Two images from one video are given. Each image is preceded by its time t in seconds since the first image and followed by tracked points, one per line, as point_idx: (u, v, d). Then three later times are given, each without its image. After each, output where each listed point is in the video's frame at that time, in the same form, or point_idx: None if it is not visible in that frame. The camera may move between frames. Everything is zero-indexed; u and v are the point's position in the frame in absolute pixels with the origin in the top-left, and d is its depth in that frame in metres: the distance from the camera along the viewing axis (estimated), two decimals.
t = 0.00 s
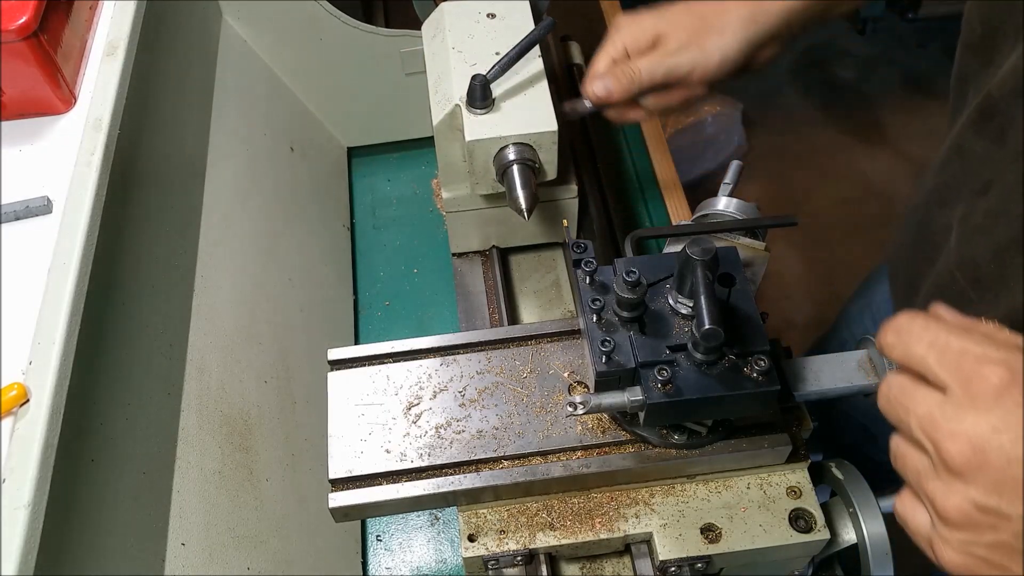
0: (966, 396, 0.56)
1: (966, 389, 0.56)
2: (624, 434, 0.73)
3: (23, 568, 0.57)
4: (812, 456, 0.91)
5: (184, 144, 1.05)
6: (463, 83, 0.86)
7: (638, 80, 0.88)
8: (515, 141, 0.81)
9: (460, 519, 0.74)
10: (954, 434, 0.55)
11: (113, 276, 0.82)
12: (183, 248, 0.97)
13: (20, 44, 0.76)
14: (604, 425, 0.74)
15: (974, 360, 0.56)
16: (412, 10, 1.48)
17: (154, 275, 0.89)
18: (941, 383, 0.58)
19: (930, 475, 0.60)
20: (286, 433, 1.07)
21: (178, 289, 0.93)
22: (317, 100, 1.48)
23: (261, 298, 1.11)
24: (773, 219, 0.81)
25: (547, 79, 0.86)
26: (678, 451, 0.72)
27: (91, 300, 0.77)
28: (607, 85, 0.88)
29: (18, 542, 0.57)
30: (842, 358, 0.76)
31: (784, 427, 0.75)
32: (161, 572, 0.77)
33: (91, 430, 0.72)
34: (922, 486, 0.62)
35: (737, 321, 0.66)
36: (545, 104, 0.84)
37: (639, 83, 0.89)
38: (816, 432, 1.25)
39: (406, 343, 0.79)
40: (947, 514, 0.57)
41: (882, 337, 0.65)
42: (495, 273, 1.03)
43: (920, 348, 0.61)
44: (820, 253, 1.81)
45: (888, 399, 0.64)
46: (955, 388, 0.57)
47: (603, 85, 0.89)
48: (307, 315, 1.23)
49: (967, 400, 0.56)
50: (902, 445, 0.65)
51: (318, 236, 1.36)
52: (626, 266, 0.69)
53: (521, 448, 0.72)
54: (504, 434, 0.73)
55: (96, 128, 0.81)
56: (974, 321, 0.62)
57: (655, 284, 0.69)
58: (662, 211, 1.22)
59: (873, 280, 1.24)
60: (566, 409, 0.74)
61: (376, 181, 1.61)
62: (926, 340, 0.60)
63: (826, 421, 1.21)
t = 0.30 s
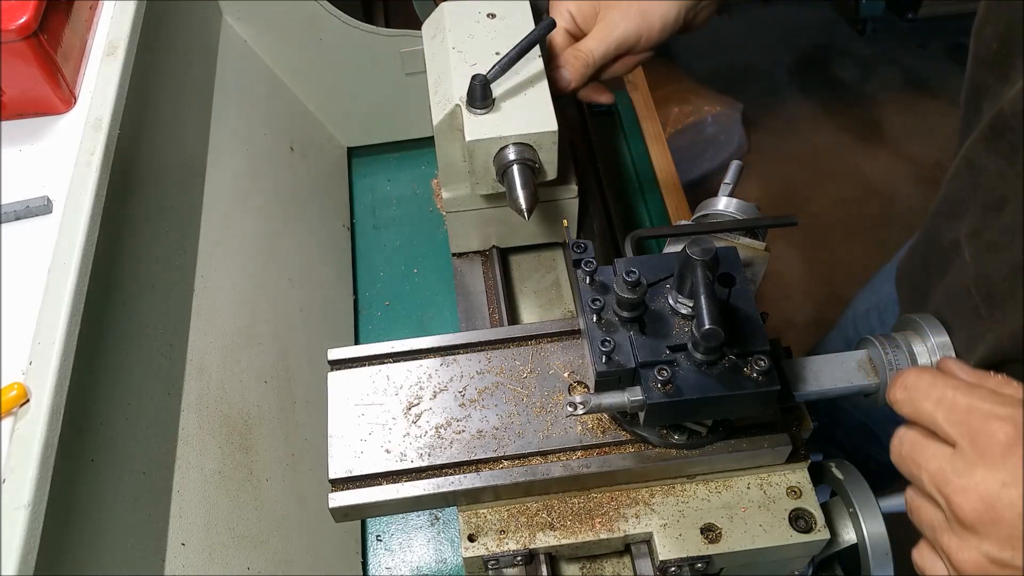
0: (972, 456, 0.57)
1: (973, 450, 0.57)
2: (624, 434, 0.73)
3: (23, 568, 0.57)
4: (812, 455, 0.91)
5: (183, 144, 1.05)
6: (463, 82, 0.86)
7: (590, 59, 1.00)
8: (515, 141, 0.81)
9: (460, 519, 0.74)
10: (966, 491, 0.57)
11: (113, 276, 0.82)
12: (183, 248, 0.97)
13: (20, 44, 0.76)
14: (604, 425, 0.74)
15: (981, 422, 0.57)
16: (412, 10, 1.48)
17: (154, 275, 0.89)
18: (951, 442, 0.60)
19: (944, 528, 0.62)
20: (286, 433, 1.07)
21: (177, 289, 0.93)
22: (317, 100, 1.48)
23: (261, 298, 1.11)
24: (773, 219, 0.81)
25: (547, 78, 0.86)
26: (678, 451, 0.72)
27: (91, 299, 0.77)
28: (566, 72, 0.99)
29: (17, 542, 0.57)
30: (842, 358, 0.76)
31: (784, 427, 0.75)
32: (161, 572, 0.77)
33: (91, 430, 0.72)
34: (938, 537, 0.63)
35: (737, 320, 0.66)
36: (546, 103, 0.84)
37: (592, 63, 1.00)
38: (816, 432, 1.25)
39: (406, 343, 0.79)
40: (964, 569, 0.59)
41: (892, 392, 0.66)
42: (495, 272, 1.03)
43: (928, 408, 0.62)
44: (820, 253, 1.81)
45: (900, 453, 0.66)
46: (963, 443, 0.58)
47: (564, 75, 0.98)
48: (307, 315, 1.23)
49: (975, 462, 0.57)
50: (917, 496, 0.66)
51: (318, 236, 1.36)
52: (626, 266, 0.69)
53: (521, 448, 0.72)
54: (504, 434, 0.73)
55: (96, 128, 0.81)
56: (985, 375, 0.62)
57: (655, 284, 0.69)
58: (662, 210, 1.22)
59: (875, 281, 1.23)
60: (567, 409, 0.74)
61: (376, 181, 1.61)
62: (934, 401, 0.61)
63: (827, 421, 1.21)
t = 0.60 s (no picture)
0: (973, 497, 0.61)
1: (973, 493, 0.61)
2: (624, 434, 0.73)
3: (23, 568, 0.57)
4: (812, 455, 0.91)
5: (184, 144, 1.05)
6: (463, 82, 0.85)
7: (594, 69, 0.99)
8: (515, 141, 0.81)
9: (460, 519, 0.74)
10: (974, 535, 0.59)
11: (113, 276, 0.82)
12: (183, 248, 0.97)
13: (20, 45, 0.76)
14: (604, 425, 0.74)
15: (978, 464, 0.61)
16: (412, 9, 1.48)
17: (154, 275, 0.89)
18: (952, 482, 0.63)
19: (952, 566, 0.65)
20: (286, 433, 1.07)
21: (177, 289, 0.93)
22: (317, 100, 1.48)
23: (261, 298, 1.11)
24: (772, 219, 0.81)
25: (547, 78, 0.86)
26: (677, 450, 0.72)
27: (91, 299, 0.77)
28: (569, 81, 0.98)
29: (17, 542, 0.57)
30: (844, 359, 0.77)
31: (784, 427, 0.75)
32: (161, 572, 0.77)
33: (90, 430, 0.72)
34: None
35: (737, 320, 0.66)
36: (545, 103, 0.84)
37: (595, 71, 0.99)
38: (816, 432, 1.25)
39: (406, 343, 0.79)
40: None
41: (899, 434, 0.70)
42: (494, 273, 1.03)
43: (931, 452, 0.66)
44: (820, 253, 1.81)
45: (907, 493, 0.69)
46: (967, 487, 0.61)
47: (566, 81, 0.98)
48: (307, 315, 1.23)
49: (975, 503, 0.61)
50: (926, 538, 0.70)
51: (318, 236, 1.36)
52: (626, 266, 0.69)
53: (521, 448, 0.72)
54: (504, 434, 0.73)
55: (96, 128, 0.82)
56: (987, 420, 0.66)
57: (655, 284, 0.69)
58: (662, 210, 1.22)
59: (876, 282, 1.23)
60: (566, 408, 0.74)
61: (376, 181, 1.61)
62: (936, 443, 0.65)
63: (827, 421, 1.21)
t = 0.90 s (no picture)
0: (978, 552, 0.48)
1: (989, 543, 0.47)
2: (624, 434, 0.73)
3: (23, 568, 0.57)
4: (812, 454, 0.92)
5: (183, 144, 1.05)
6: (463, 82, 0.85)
7: (613, 91, 0.96)
8: (515, 141, 0.81)
9: (460, 519, 0.74)
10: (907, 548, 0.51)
11: (112, 276, 0.82)
12: (183, 248, 0.97)
13: (20, 45, 0.76)
14: (604, 425, 0.74)
15: (1005, 508, 0.47)
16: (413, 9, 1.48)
17: (154, 275, 0.89)
18: (941, 524, 0.49)
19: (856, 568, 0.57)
20: (286, 433, 1.07)
21: (177, 289, 0.93)
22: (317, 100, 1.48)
23: (261, 298, 1.11)
24: (771, 219, 0.81)
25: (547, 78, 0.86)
26: (677, 450, 0.72)
27: (90, 299, 0.77)
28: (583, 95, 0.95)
29: (18, 542, 0.57)
30: (845, 358, 0.77)
31: (783, 427, 0.75)
32: (161, 572, 0.77)
33: (90, 430, 0.72)
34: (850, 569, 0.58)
35: (737, 320, 0.66)
36: (546, 103, 0.84)
37: (613, 90, 0.96)
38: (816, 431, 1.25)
39: (405, 343, 0.79)
40: None
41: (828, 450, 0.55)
42: (494, 273, 1.03)
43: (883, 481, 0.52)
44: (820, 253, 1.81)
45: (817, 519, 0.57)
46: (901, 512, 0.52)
47: (579, 95, 0.95)
48: (307, 314, 1.23)
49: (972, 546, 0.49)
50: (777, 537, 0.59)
51: (318, 236, 1.36)
52: (626, 266, 0.69)
53: (521, 448, 0.72)
54: (504, 434, 0.73)
55: (96, 128, 0.82)
56: (931, 423, 0.55)
57: (654, 284, 0.69)
58: (662, 210, 1.22)
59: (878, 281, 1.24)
60: (566, 408, 0.74)
61: (376, 181, 1.61)
62: (916, 472, 0.51)
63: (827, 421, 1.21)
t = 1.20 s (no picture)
0: (885, 498, 0.56)
1: (897, 489, 0.56)
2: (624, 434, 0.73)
3: (24, 568, 0.56)
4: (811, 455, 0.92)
5: (183, 144, 1.05)
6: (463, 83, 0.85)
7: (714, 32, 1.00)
8: (515, 141, 0.81)
9: (460, 519, 0.73)
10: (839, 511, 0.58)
11: (112, 275, 0.82)
12: (183, 248, 0.97)
13: (20, 45, 0.76)
14: (604, 425, 0.73)
15: (905, 453, 0.56)
16: (413, 9, 1.48)
17: (154, 274, 0.89)
18: (851, 474, 0.57)
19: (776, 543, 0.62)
20: (286, 432, 1.07)
21: (177, 289, 0.93)
22: (316, 100, 1.48)
23: (261, 298, 1.11)
24: (770, 219, 0.81)
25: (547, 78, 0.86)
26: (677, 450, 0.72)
27: (90, 299, 0.77)
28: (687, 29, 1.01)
29: (18, 543, 0.57)
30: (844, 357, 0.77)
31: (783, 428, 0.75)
32: (161, 572, 0.77)
33: (90, 430, 0.72)
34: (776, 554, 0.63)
35: (737, 320, 0.66)
36: (545, 103, 0.84)
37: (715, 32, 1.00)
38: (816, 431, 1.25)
39: (405, 343, 0.79)
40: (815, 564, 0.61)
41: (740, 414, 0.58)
42: (495, 272, 1.03)
43: (800, 440, 0.57)
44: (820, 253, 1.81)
45: (733, 487, 0.60)
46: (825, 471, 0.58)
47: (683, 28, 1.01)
48: (308, 314, 1.23)
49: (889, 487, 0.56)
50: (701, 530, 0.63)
51: (318, 236, 1.36)
52: (626, 266, 0.69)
53: (521, 448, 0.72)
54: (504, 434, 0.73)
55: (96, 128, 0.82)
56: (846, 366, 0.65)
57: (655, 284, 0.69)
58: (662, 210, 1.22)
59: (873, 278, 1.25)
60: (567, 408, 0.74)
61: (376, 181, 1.61)
62: (829, 429, 0.58)
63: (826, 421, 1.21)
